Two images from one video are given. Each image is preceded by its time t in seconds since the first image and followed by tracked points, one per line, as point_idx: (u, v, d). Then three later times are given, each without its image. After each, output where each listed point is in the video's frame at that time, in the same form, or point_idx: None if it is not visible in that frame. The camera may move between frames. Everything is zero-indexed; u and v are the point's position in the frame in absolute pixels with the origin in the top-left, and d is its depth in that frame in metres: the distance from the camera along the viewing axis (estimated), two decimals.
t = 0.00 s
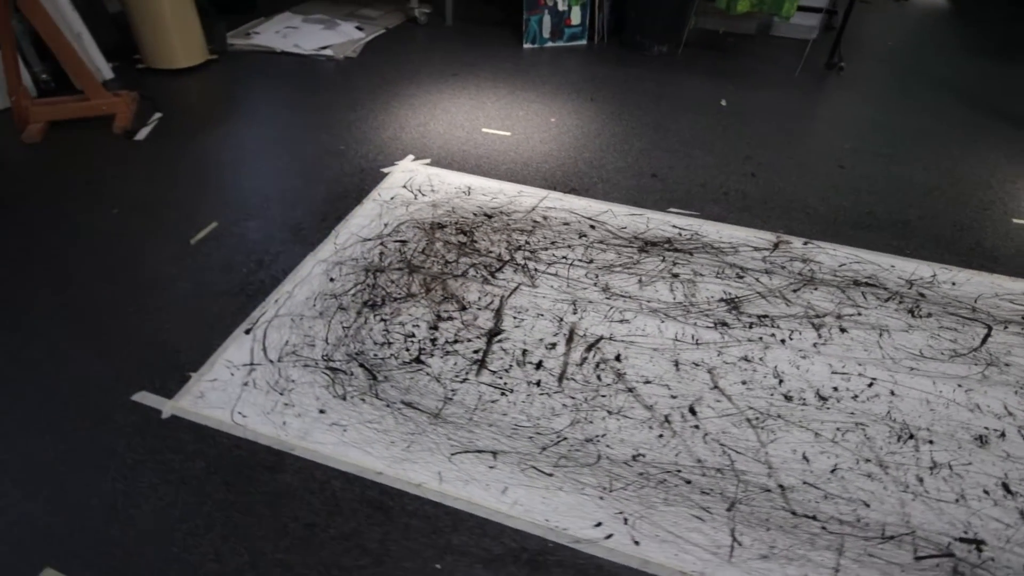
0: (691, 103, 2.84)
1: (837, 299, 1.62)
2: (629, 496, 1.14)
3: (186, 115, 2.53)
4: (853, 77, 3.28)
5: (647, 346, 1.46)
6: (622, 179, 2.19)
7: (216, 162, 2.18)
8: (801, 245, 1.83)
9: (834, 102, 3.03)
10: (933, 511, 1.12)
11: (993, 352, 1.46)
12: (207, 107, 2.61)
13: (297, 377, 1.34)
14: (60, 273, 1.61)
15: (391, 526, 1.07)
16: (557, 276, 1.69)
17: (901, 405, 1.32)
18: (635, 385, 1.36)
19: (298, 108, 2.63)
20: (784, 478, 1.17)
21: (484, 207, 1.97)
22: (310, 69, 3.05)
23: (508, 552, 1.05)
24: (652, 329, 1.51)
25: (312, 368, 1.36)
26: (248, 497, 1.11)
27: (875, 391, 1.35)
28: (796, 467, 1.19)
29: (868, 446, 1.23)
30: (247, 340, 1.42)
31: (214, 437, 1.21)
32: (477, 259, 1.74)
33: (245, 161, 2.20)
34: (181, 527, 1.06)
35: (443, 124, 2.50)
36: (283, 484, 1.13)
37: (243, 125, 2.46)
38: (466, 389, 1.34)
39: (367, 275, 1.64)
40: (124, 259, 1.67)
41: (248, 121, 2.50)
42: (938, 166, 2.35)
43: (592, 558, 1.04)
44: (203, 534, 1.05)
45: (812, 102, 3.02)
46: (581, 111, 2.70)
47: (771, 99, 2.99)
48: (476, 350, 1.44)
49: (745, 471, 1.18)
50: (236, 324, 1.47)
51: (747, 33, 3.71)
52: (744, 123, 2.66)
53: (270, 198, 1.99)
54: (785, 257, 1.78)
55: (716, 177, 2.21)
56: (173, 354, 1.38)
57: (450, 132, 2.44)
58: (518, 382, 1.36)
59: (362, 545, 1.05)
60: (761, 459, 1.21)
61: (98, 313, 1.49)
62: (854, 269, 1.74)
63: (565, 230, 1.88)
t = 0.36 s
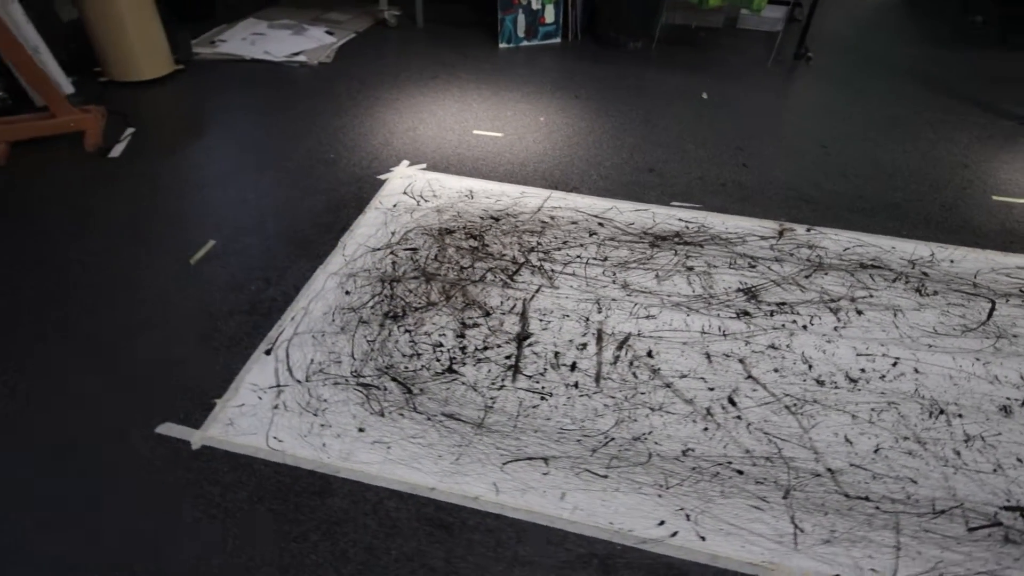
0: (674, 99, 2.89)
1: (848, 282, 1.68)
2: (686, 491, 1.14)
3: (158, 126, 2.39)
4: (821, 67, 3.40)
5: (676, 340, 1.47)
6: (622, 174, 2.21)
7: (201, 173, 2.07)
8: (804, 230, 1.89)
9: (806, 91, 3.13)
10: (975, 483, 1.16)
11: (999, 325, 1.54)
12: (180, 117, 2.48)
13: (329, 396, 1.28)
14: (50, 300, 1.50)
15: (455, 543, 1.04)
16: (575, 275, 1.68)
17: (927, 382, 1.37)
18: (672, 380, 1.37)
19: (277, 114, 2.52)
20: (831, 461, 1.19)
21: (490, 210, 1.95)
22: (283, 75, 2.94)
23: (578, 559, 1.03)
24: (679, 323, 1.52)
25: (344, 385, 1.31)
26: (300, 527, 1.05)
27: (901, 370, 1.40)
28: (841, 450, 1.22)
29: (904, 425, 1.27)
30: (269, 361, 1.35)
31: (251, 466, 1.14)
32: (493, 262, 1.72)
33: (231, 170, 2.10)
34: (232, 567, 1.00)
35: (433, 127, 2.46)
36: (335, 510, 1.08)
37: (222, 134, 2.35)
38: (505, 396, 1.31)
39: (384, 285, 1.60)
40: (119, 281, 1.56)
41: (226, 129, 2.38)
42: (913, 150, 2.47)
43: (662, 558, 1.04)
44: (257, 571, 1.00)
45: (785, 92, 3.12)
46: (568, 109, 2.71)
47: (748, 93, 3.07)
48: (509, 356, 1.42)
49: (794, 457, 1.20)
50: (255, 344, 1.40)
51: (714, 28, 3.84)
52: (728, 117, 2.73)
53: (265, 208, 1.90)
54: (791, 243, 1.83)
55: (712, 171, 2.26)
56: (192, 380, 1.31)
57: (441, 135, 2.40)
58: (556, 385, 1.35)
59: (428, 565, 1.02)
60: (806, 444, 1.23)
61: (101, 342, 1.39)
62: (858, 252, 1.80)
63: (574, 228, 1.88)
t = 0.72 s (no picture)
0: (647, 96, 2.94)
1: (844, 265, 1.73)
2: (732, 482, 1.14)
3: (120, 141, 2.25)
4: (780, 57, 3.51)
5: (695, 333, 1.48)
6: (611, 171, 2.23)
7: (175, 187, 1.95)
8: (795, 217, 1.96)
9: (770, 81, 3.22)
10: (998, 449, 1.21)
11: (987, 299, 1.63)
12: (141, 131, 2.33)
13: (355, 416, 1.23)
14: (30, 335, 1.38)
15: (513, 558, 1.01)
16: (584, 274, 1.67)
17: (936, 356, 1.42)
18: (698, 372, 1.38)
19: (248, 123, 2.41)
20: (863, 440, 1.22)
21: (486, 213, 1.92)
22: (246, 82, 2.82)
23: (638, 562, 1.02)
24: (695, 315, 1.54)
25: (369, 404, 1.26)
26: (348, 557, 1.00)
27: (910, 346, 1.45)
28: (871, 428, 1.25)
29: (923, 398, 1.31)
30: (286, 384, 1.28)
31: (284, 498, 1.08)
32: (500, 265, 1.69)
33: (209, 183, 1.98)
34: None
35: (413, 131, 2.39)
36: (383, 535, 1.03)
37: (192, 146, 2.22)
38: (537, 402, 1.29)
39: (392, 297, 1.54)
40: (106, 309, 1.45)
41: (195, 141, 2.26)
42: (877, 139, 2.61)
43: (721, 551, 1.03)
44: None
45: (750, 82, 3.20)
46: (547, 107, 2.71)
47: (716, 85, 3.14)
48: (533, 360, 1.39)
49: (828, 439, 1.23)
50: (267, 368, 1.32)
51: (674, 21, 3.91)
52: (702, 112, 2.80)
53: (251, 221, 1.80)
54: (786, 230, 1.89)
55: (697, 164, 2.31)
56: (205, 410, 1.22)
57: (423, 139, 2.35)
58: (586, 386, 1.33)
59: None
60: (836, 426, 1.25)
61: (98, 377, 1.28)
62: (848, 234, 1.87)
63: (575, 227, 1.87)
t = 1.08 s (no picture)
0: (616, 92, 2.99)
1: (831, 245, 1.80)
2: (764, 465, 1.16)
3: (77, 160, 2.10)
4: (735, 48, 3.62)
5: (703, 322, 1.51)
6: (595, 166, 2.25)
7: (147, 207, 1.84)
8: (777, 201, 2.03)
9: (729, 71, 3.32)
10: (1000, 411, 1.28)
11: (963, 271, 1.72)
12: (97, 148, 2.19)
13: (381, 433, 1.19)
14: (10, 376, 1.27)
15: (565, 562, 1.00)
16: (586, 271, 1.68)
17: (928, 327, 1.50)
18: (713, 360, 1.40)
19: (214, 134, 2.30)
20: (878, 413, 1.27)
21: (478, 215, 1.90)
22: (204, 93, 2.69)
23: (691, 552, 1.02)
24: (700, 304, 1.57)
25: (393, 418, 1.22)
26: None
27: (904, 320, 1.52)
28: (883, 401, 1.30)
29: (925, 369, 1.38)
30: (302, 405, 1.23)
31: (321, 525, 1.03)
32: (502, 267, 1.68)
33: (183, 200, 1.88)
34: None
35: (390, 137, 2.34)
36: (430, 552, 1.01)
37: (157, 161, 2.10)
38: (562, 402, 1.28)
39: (398, 307, 1.50)
40: (94, 341, 1.35)
41: (160, 155, 2.14)
42: (837, 125, 2.73)
43: (767, 533, 1.05)
44: None
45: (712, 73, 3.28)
46: (521, 107, 2.71)
47: (679, 78, 3.21)
48: (550, 361, 1.38)
49: (846, 414, 1.27)
50: (279, 390, 1.27)
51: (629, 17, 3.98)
52: (670, 105, 2.86)
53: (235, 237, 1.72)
54: (771, 215, 1.95)
55: (676, 155, 2.36)
56: (221, 440, 1.16)
57: (401, 145, 2.30)
58: (607, 382, 1.33)
59: None
60: (851, 401, 1.30)
61: (98, 414, 1.20)
62: (830, 217, 1.95)
63: (569, 224, 1.88)
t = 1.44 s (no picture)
0: (568, 88, 3.05)
1: (795, 222, 1.92)
2: (773, 433, 1.23)
3: (19, 189, 1.96)
4: (674, 40, 3.76)
5: (693, 304, 1.58)
6: (563, 162, 2.30)
7: (108, 234, 1.73)
8: (739, 184, 2.14)
9: (672, 63, 3.44)
10: (966, 361, 1.41)
11: (913, 236, 1.87)
12: (36, 175, 2.04)
13: (404, 442, 1.18)
14: None
15: (607, 546, 1.03)
16: (573, 264, 1.71)
17: (893, 292, 1.63)
18: (709, 339, 1.46)
19: (166, 152, 2.19)
20: (865, 374, 1.37)
21: (457, 218, 1.90)
22: (145, 110, 2.55)
23: (722, 521, 1.07)
24: (687, 287, 1.63)
25: (412, 426, 1.21)
26: None
27: (871, 286, 1.65)
28: (866, 362, 1.40)
29: (897, 330, 1.50)
30: (317, 423, 1.20)
31: (361, 542, 1.02)
32: (492, 266, 1.69)
33: (146, 223, 1.79)
34: None
35: (353, 145, 2.31)
36: (475, 554, 1.01)
37: (108, 185, 1.98)
38: (576, 393, 1.31)
39: (397, 316, 1.49)
40: (79, 380, 1.27)
41: (110, 178, 2.01)
42: (779, 109, 2.88)
43: (787, 495, 1.11)
44: None
45: (656, 65, 3.40)
46: (479, 108, 2.73)
47: (626, 71, 3.31)
48: (556, 354, 1.41)
49: (836, 377, 1.36)
50: (289, 409, 1.23)
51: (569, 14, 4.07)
52: (622, 99, 2.94)
53: (211, 258, 1.65)
54: (736, 197, 2.05)
55: (637, 146, 2.44)
56: (239, 467, 1.12)
57: (367, 152, 2.27)
58: (614, 369, 1.37)
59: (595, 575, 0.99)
60: (839, 365, 1.39)
61: (99, 455, 1.13)
62: (788, 195, 2.07)
63: (548, 220, 1.91)
